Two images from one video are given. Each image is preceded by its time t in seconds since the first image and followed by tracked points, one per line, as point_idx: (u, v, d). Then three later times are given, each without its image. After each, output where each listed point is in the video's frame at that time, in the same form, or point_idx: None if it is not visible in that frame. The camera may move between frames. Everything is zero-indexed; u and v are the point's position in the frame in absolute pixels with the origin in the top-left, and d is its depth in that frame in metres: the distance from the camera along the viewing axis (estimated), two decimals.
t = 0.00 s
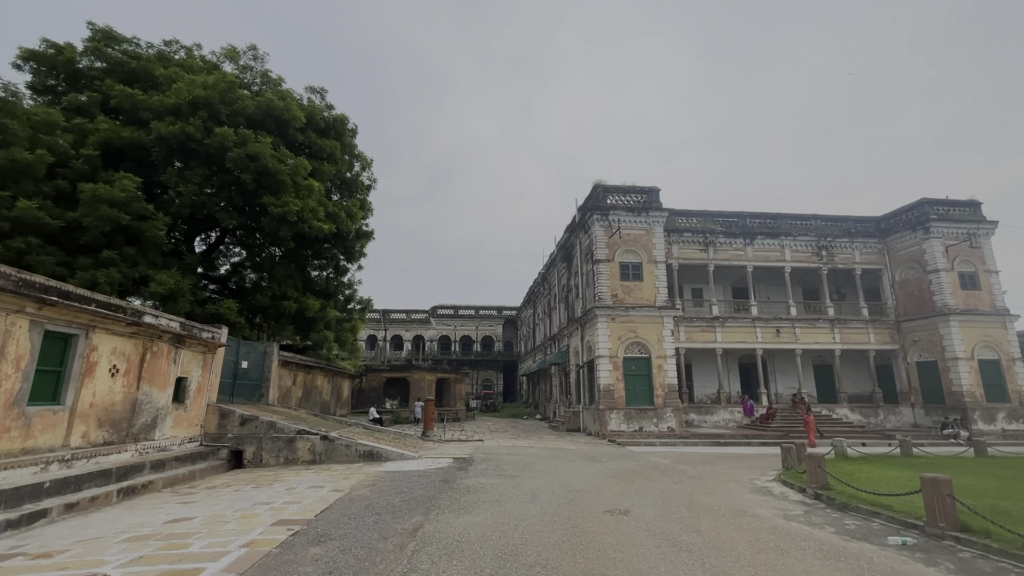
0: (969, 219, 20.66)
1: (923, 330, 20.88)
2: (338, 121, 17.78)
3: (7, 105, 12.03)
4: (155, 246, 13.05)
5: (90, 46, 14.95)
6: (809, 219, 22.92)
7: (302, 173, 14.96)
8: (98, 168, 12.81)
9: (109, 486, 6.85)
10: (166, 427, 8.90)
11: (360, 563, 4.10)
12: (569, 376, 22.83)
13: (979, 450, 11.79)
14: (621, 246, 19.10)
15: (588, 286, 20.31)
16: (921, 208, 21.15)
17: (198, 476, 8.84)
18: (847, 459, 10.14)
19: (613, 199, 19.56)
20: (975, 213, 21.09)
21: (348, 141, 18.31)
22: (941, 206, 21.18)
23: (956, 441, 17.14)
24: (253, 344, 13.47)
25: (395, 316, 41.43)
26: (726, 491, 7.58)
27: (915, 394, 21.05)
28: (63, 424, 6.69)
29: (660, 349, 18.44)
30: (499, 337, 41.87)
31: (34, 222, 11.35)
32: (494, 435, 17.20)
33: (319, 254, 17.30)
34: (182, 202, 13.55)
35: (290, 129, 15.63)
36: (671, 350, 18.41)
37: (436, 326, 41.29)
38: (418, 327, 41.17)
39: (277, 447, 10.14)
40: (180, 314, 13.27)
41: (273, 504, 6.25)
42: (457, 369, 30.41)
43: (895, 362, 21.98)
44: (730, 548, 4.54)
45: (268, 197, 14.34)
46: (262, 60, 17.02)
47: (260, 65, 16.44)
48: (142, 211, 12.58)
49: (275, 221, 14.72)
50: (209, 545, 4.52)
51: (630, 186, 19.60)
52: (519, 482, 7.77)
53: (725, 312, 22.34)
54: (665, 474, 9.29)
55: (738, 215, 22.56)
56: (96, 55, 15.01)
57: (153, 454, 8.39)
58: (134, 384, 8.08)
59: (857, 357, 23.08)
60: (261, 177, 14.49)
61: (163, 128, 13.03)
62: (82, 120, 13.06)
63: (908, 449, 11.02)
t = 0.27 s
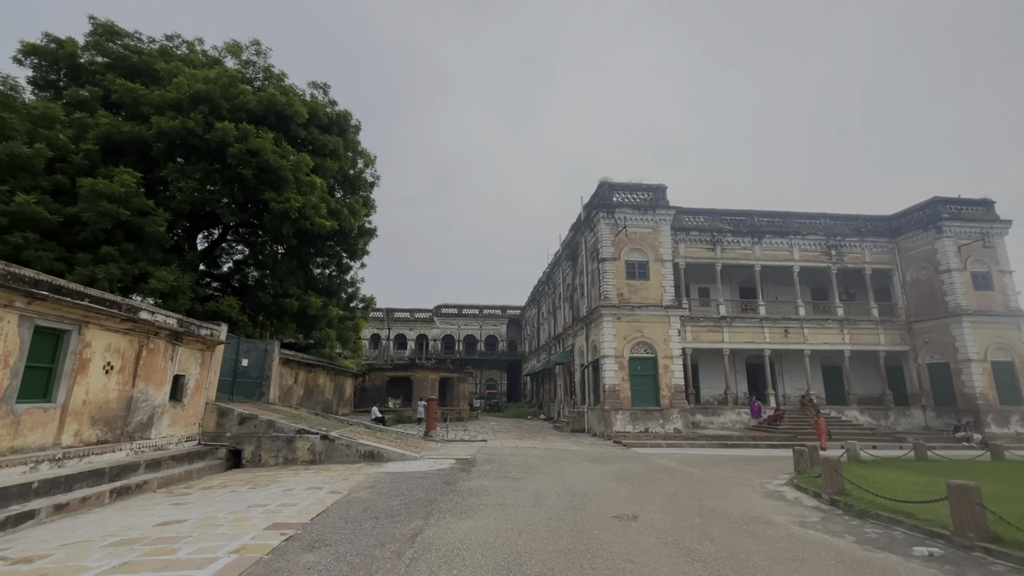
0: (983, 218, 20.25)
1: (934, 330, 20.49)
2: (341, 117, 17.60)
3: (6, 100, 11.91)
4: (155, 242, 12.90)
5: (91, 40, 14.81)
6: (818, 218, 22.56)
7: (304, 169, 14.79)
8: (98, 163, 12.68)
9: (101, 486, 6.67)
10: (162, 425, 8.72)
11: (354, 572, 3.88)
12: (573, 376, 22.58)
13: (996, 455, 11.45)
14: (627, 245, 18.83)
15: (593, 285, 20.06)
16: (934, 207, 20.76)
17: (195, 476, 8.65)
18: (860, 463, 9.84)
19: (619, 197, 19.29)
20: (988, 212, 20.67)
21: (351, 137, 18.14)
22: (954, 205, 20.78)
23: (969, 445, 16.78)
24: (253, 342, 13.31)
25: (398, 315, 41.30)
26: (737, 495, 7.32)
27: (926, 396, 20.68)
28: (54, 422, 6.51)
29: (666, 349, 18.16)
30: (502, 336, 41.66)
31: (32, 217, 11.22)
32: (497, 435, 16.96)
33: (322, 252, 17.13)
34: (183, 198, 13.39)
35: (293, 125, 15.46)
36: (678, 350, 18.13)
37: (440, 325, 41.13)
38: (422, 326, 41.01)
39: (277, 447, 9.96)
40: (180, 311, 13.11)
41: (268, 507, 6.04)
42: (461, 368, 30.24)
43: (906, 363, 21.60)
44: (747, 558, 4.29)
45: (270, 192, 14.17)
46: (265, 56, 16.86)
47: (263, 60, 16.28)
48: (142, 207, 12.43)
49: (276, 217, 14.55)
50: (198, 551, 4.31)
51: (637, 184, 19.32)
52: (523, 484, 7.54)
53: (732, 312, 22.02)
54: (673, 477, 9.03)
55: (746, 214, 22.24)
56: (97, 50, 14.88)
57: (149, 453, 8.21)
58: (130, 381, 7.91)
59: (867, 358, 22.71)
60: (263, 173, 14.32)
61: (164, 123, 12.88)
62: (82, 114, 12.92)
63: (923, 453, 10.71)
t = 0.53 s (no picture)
0: (992, 215, 19.94)
1: (942, 330, 20.21)
2: (341, 111, 17.38)
3: None
4: (151, 237, 12.67)
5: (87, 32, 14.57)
6: (824, 215, 22.28)
7: (303, 163, 14.56)
8: (93, 156, 12.46)
9: (89, 486, 6.45)
10: (155, 423, 8.50)
11: None
12: (575, 375, 22.35)
13: (1010, 456, 11.18)
14: (631, 241, 18.57)
15: (596, 282, 19.81)
16: (942, 204, 20.46)
17: (188, 475, 8.44)
18: (871, 464, 9.59)
19: (622, 193, 19.02)
20: (997, 209, 20.36)
21: (351, 132, 17.92)
22: (962, 202, 20.47)
23: (978, 446, 16.50)
24: (251, 339, 13.09)
25: (399, 313, 41.09)
26: (747, 498, 7.07)
27: (933, 396, 20.40)
28: (41, 419, 6.29)
29: (670, 347, 17.90)
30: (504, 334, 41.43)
31: (25, 211, 11.01)
32: (498, 434, 16.73)
33: (321, 247, 16.90)
34: (179, 192, 13.16)
35: (291, 118, 15.23)
36: (682, 349, 17.87)
37: (442, 323, 40.92)
38: (423, 324, 40.79)
39: (273, 445, 9.75)
40: (177, 307, 12.90)
41: (261, 508, 5.81)
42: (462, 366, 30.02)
43: (913, 363, 21.33)
44: (763, 567, 4.04)
45: (268, 186, 13.94)
46: (264, 49, 16.62)
47: (261, 53, 16.05)
48: (137, 201, 12.21)
49: (274, 211, 14.33)
50: (182, 556, 4.07)
51: (640, 180, 19.05)
52: (525, 485, 7.30)
53: (737, 310, 21.75)
54: (679, 478, 8.79)
55: (751, 211, 21.95)
56: (94, 42, 14.65)
57: (141, 451, 7.99)
58: (120, 378, 7.68)
59: (873, 358, 22.43)
60: (261, 166, 14.10)
61: (160, 115, 12.66)
62: (77, 107, 12.70)
63: (934, 454, 10.45)
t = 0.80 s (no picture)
0: (998, 213, 19.72)
1: (947, 329, 19.99)
2: (339, 106, 17.15)
3: None
4: (145, 231, 12.42)
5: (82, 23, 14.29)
6: (828, 213, 22.05)
7: (300, 157, 14.33)
8: (85, 149, 12.21)
9: (74, 486, 6.22)
10: (146, 421, 8.27)
11: None
12: (576, 374, 22.13)
13: (1021, 457, 10.95)
14: (633, 239, 18.34)
15: (597, 280, 19.58)
16: (947, 202, 20.24)
17: (180, 475, 8.21)
18: (880, 466, 9.36)
19: (624, 189, 18.78)
20: (1003, 207, 20.13)
21: (349, 128, 17.69)
22: (968, 200, 20.25)
23: (985, 447, 16.29)
24: (247, 336, 12.85)
25: (399, 312, 40.85)
26: (756, 500, 6.83)
27: (938, 396, 20.18)
28: (24, 417, 6.06)
29: (672, 346, 17.66)
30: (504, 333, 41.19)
31: (15, 204, 10.76)
32: (498, 433, 16.49)
33: (319, 244, 16.68)
34: (174, 186, 12.91)
35: (289, 112, 14.99)
36: (684, 348, 17.63)
37: (441, 322, 40.69)
38: (423, 323, 40.54)
39: (268, 444, 9.52)
40: (171, 303, 12.66)
41: (252, 510, 5.58)
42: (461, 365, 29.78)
43: (917, 362, 21.12)
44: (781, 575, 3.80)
45: (265, 181, 13.71)
46: (261, 42, 16.37)
47: (258, 46, 15.81)
48: (130, 194, 11.96)
49: (271, 206, 14.10)
50: (164, 563, 3.83)
51: (643, 176, 18.80)
52: (526, 487, 7.06)
53: (739, 308, 21.53)
54: (684, 479, 8.55)
55: (754, 208, 21.72)
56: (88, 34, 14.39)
57: (130, 450, 7.76)
58: (109, 374, 7.44)
59: (876, 357, 22.21)
60: (257, 161, 13.87)
61: (154, 108, 12.40)
62: (70, 99, 12.45)
63: (944, 455, 10.23)
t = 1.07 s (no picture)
0: (1002, 212, 19.52)
1: (950, 328, 19.80)
2: (336, 101, 16.93)
3: None
4: (138, 227, 12.20)
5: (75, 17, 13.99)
6: (830, 211, 21.85)
7: (296, 152, 14.10)
8: (77, 143, 11.97)
9: (57, 488, 6.00)
10: (135, 420, 8.05)
11: None
12: (575, 373, 21.94)
13: None
14: (633, 236, 18.12)
15: (597, 278, 19.37)
16: (951, 200, 20.03)
17: (169, 476, 8.00)
18: (887, 467, 9.17)
19: (625, 186, 18.56)
20: (1008, 206, 19.94)
21: (347, 123, 17.48)
22: (972, 198, 20.04)
23: (989, 448, 16.11)
24: (241, 333, 12.63)
25: (397, 310, 40.62)
26: (762, 503, 6.63)
27: (941, 396, 19.99)
28: (5, 415, 5.84)
29: (673, 345, 17.46)
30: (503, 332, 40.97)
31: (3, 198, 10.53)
32: (497, 433, 16.30)
33: (316, 241, 16.45)
34: (167, 180, 12.68)
35: (285, 106, 14.76)
36: (685, 347, 17.43)
37: (440, 320, 40.49)
38: (421, 321, 40.33)
39: (260, 444, 9.32)
40: (164, 300, 12.43)
41: (240, 513, 5.37)
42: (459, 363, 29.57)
43: (920, 362, 20.94)
44: None
45: (260, 176, 13.48)
46: (257, 35, 16.12)
47: (254, 40, 15.57)
48: (122, 188, 11.73)
49: (266, 201, 13.88)
50: (141, 572, 3.62)
51: (644, 173, 18.58)
52: (524, 489, 6.85)
53: (741, 307, 21.33)
54: (686, 480, 8.35)
55: (756, 206, 21.51)
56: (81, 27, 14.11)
57: (118, 450, 7.54)
58: (96, 372, 7.23)
59: (878, 357, 22.01)
60: (252, 155, 13.64)
61: (147, 100, 12.17)
62: (62, 91, 12.20)
63: (951, 456, 10.04)
